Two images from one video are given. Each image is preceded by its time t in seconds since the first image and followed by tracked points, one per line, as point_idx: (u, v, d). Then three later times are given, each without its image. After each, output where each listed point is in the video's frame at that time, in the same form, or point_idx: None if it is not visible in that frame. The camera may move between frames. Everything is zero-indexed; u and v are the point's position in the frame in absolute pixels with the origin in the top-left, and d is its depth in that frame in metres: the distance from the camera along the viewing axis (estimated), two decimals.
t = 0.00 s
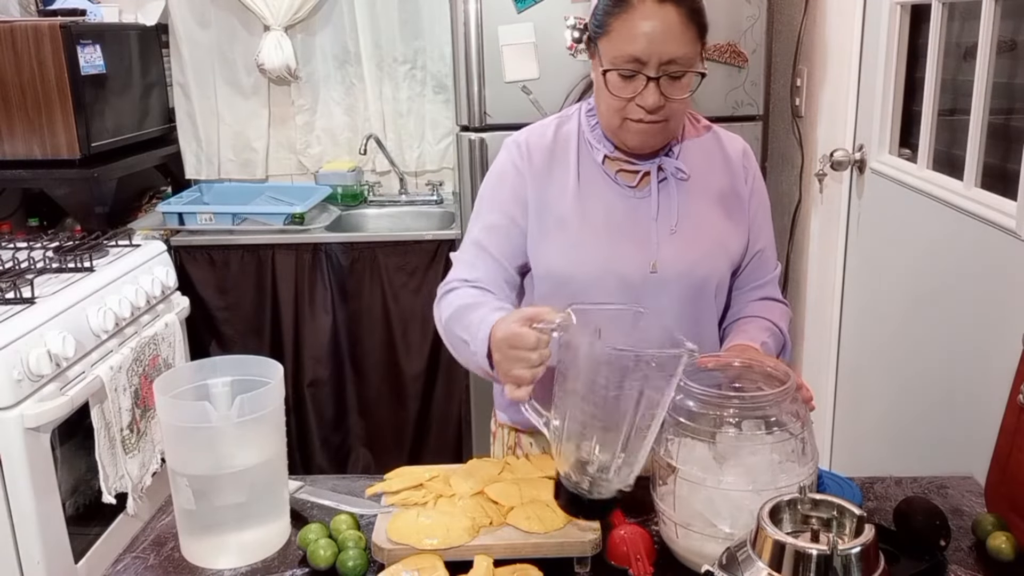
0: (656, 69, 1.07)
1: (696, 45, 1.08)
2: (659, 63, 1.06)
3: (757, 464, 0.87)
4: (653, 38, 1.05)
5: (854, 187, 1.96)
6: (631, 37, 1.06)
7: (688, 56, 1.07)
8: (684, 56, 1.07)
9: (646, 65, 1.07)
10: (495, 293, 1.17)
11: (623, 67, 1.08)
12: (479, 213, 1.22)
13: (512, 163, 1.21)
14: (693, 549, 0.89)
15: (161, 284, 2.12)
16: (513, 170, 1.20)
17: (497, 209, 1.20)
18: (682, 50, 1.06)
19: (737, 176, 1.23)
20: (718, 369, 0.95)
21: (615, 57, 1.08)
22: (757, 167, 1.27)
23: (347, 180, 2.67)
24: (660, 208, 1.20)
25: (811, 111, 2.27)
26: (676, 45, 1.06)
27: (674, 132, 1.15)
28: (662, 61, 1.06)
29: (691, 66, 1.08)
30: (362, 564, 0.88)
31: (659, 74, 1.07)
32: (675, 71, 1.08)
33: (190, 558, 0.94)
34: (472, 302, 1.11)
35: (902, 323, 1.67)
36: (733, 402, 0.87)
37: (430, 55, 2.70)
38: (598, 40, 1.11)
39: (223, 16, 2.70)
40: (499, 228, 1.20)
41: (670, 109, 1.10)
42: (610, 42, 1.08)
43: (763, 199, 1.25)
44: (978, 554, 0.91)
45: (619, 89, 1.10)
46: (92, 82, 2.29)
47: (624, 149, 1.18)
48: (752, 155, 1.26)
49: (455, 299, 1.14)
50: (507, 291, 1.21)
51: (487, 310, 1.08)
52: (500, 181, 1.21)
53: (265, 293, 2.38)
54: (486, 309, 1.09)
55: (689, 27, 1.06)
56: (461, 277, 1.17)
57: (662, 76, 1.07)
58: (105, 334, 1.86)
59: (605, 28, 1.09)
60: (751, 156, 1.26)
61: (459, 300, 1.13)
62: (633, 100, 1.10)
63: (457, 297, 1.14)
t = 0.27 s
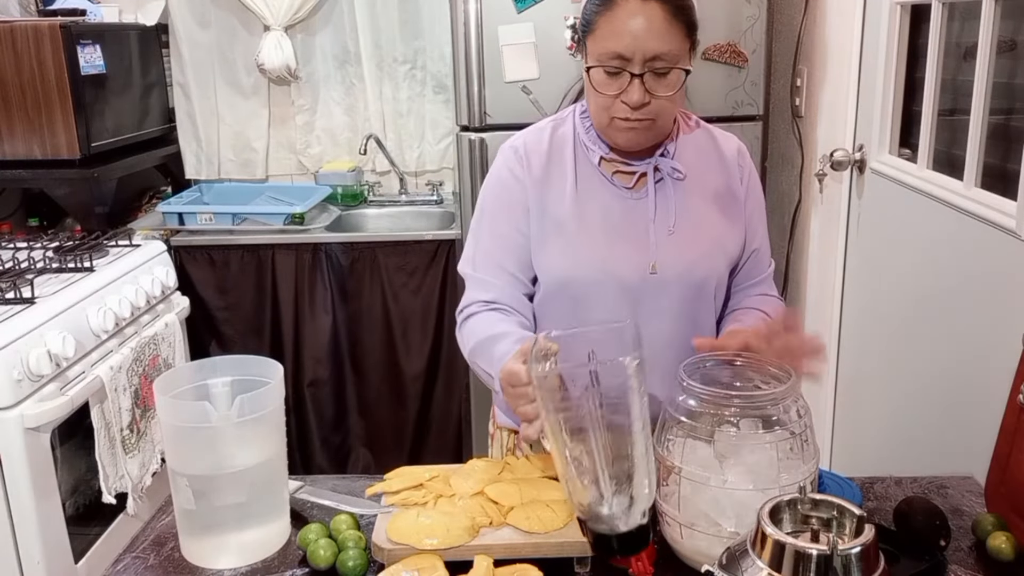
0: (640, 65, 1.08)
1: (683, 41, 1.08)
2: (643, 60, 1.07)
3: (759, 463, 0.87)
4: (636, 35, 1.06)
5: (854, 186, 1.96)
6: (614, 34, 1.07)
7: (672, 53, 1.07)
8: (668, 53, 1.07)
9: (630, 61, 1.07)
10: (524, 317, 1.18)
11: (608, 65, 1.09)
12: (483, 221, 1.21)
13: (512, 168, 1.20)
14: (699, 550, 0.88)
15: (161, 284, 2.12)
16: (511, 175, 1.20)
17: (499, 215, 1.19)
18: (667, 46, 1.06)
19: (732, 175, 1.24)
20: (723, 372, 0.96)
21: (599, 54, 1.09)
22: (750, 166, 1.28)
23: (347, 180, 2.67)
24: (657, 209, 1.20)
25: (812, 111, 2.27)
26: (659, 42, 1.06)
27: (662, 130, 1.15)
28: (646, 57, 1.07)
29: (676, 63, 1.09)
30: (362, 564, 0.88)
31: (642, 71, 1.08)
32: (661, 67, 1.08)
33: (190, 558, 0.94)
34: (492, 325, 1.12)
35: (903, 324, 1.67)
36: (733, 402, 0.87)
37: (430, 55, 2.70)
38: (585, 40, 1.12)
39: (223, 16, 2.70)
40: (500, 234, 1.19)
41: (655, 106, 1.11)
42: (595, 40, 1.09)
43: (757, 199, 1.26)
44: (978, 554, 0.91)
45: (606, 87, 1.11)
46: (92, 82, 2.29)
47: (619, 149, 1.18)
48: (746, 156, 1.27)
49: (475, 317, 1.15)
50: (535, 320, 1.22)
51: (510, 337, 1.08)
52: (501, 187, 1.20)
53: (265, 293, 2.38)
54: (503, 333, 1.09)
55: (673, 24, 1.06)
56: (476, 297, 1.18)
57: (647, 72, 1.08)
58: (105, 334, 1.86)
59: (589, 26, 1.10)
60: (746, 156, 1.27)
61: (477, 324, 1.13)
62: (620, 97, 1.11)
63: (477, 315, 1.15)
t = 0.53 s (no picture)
0: (642, 52, 1.10)
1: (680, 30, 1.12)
2: (644, 45, 1.09)
3: (758, 463, 0.87)
4: (636, 21, 1.08)
5: (854, 186, 1.96)
6: (615, 22, 1.09)
7: (672, 38, 1.10)
8: (668, 38, 1.10)
9: (632, 48, 1.09)
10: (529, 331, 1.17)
11: (610, 53, 1.10)
12: (483, 225, 1.20)
13: (510, 170, 1.21)
14: (699, 551, 0.88)
15: (161, 284, 2.12)
16: (510, 177, 1.20)
17: (499, 217, 1.19)
18: (667, 32, 1.09)
19: (729, 171, 1.24)
20: (724, 371, 0.96)
21: (600, 45, 1.11)
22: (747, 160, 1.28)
23: (347, 180, 2.67)
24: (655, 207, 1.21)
25: (812, 111, 2.27)
26: (659, 27, 1.09)
27: (666, 122, 1.16)
28: (648, 43, 1.09)
29: (676, 50, 1.11)
30: (362, 564, 0.88)
31: (644, 57, 1.10)
32: (662, 55, 1.10)
33: (190, 558, 0.94)
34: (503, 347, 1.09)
35: (903, 323, 1.67)
36: (732, 401, 0.88)
37: (430, 55, 2.70)
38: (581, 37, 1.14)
39: (223, 16, 2.70)
40: (498, 233, 1.19)
41: (660, 93, 1.11)
42: (595, 32, 1.11)
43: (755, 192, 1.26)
44: (978, 554, 0.91)
45: (608, 78, 1.11)
46: (92, 82, 2.29)
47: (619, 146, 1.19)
48: (741, 150, 1.28)
49: (484, 334, 1.13)
50: (537, 325, 1.22)
51: (522, 362, 1.06)
52: (500, 189, 1.20)
53: (265, 293, 2.38)
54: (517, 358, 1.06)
55: (670, 11, 1.10)
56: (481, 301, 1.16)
57: (649, 59, 1.10)
58: (105, 335, 1.86)
59: (587, 21, 1.12)
60: (741, 150, 1.27)
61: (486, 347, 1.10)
62: (623, 86, 1.11)
63: (487, 333, 1.12)
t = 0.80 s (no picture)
0: (615, 53, 1.09)
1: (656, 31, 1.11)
2: (617, 46, 1.08)
3: (758, 463, 0.87)
4: (609, 22, 1.08)
5: (854, 186, 1.96)
6: (588, 23, 1.09)
7: (647, 40, 1.09)
8: (643, 40, 1.09)
9: (605, 49, 1.09)
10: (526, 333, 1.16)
11: (584, 54, 1.10)
12: (471, 227, 1.21)
13: (498, 172, 1.20)
14: (697, 551, 0.89)
15: (161, 284, 2.12)
16: (497, 179, 1.20)
17: (486, 219, 1.19)
18: (641, 33, 1.08)
19: (713, 171, 1.24)
20: (724, 371, 0.95)
21: (574, 46, 1.11)
22: (735, 158, 1.27)
23: (347, 180, 2.67)
24: (638, 207, 1.21)
25: (811, 111, 2.27)
26: (632, 28, 1.08)
27: (641, 125, 1.15)
28: (621, 45, 1.09)
29: (651, 52, 1.10)
30: (362, 563, 0.88)
31: (617, 58, 1.09)
32: (636, 56, 1.09)
33: (190, 558, 0.94)
34: (506, 358, 1.08)
35: (903, 323, 1.67)
36: (733, 401, 0.88)
37: (430, 55, 2.70)
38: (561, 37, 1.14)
39: (223, 16, 2.70)
40: (485, 234, 1.18)
41: (632, 95, 1.11)
42: (571, 32, 1.11)
43: (742, 190, 1.26)
44: (978, 554, 0.91)
45: (582, 79, 1.11)
46: (91, 83, 2.29)
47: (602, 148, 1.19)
48: (729, 147, 1.27)
49: (486, 340, 1.12)
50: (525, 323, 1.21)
51: (527, 376, 1.06)
52: (487, 191, 1.20)
53: (265, 293, 2.38)
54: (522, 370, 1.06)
55: (646, 13, 1.09)
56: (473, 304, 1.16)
57: (622, 60, 1.09)
58: (105, 334, 1.86)
59: (565, 20, 1.12)
60: (728, 147, 1.27)
61: (489, 356, 1.10)
62: (596, 87, 1.11)
63: (488, 340, 1.12)
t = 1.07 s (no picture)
0: (619, 57, 1.08)
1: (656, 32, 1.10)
2: (621, 50, 1.07)
3: (758, 463, 0.87)
4: (613, 26, 1.06)
5: (854, 186, 1.96)
6: (590, 28, 1.07)
7: (648, 42, 1.08)
8: (645, 42, 1.08)
9: (609, 53, 1.08)
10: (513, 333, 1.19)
11: (586, 59, 1.09)
12: (459, 225, 1.23)
13: (485, 172, 1.22)
14: (698, 552, 0.89)
15: (161, 284, 2.12)
16: (483, 179, 1.22)
17: (472, 217, 1.22)
18: (643, 35, 1.07)
19: (701, 174, 1.23)
20: (724, 371, 0.96)
21: (576, 50, 1.09)
22: (727, 160, 1.26)
23: (347, 180, 2.67)
24: (622, 209, 1.21)
25: (811, 111, 2.27)
26: (635, 31, 1.07)
27: (644, 126, 1.15)
28: (624, 48, 1.07)
29: (653, 53, 1.09)
30: (362, 564, 0.88)
31: (621, 62, 1.08)
32: (639, 58, 1.09)
33: (190, 558, 0.94)
34: (495, 356, 1.10)
35: (904, 324, 1.67)
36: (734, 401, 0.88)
37: (430, 55, 2.70)
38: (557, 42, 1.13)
39: (223, 16, 2.70)
40: (471, 232, 1.21)
41: (637, 98, 1.10)
42: (570, 38, 1.09)
43: (730, 194, 1.24)
44: (979, 554, 0.91)
45: (585, 84, 1.10)
46: (92, 83, 2.29)
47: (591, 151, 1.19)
48: (719, 149, 1.25)
49: (479, 340, 1.14)
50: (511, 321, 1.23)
51: (518, 375, 1.07)
52: (474, 190, 1.22)
53: (265, 293, 2.38)
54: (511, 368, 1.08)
55: (646, 14, 1.08)
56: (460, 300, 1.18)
57: (625, 63, 1.08)
58: (105, 334, 1.86)
59: (562, 24, 1.10)
60: (719, 150, 1.25)
61: (479, 355, 1.12)
62: (601, 92, 1.10)
63: (481, 340, 1.14)
